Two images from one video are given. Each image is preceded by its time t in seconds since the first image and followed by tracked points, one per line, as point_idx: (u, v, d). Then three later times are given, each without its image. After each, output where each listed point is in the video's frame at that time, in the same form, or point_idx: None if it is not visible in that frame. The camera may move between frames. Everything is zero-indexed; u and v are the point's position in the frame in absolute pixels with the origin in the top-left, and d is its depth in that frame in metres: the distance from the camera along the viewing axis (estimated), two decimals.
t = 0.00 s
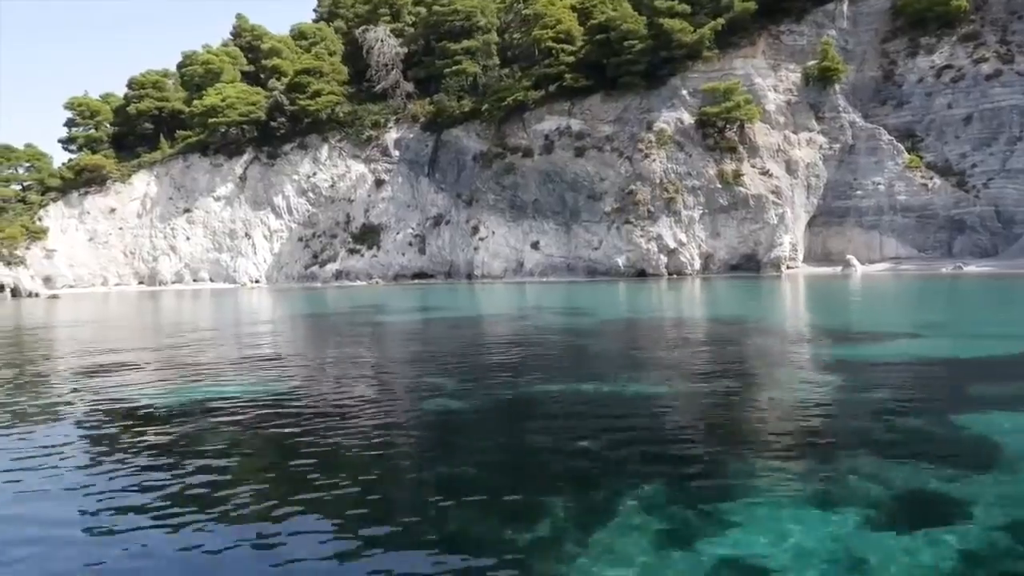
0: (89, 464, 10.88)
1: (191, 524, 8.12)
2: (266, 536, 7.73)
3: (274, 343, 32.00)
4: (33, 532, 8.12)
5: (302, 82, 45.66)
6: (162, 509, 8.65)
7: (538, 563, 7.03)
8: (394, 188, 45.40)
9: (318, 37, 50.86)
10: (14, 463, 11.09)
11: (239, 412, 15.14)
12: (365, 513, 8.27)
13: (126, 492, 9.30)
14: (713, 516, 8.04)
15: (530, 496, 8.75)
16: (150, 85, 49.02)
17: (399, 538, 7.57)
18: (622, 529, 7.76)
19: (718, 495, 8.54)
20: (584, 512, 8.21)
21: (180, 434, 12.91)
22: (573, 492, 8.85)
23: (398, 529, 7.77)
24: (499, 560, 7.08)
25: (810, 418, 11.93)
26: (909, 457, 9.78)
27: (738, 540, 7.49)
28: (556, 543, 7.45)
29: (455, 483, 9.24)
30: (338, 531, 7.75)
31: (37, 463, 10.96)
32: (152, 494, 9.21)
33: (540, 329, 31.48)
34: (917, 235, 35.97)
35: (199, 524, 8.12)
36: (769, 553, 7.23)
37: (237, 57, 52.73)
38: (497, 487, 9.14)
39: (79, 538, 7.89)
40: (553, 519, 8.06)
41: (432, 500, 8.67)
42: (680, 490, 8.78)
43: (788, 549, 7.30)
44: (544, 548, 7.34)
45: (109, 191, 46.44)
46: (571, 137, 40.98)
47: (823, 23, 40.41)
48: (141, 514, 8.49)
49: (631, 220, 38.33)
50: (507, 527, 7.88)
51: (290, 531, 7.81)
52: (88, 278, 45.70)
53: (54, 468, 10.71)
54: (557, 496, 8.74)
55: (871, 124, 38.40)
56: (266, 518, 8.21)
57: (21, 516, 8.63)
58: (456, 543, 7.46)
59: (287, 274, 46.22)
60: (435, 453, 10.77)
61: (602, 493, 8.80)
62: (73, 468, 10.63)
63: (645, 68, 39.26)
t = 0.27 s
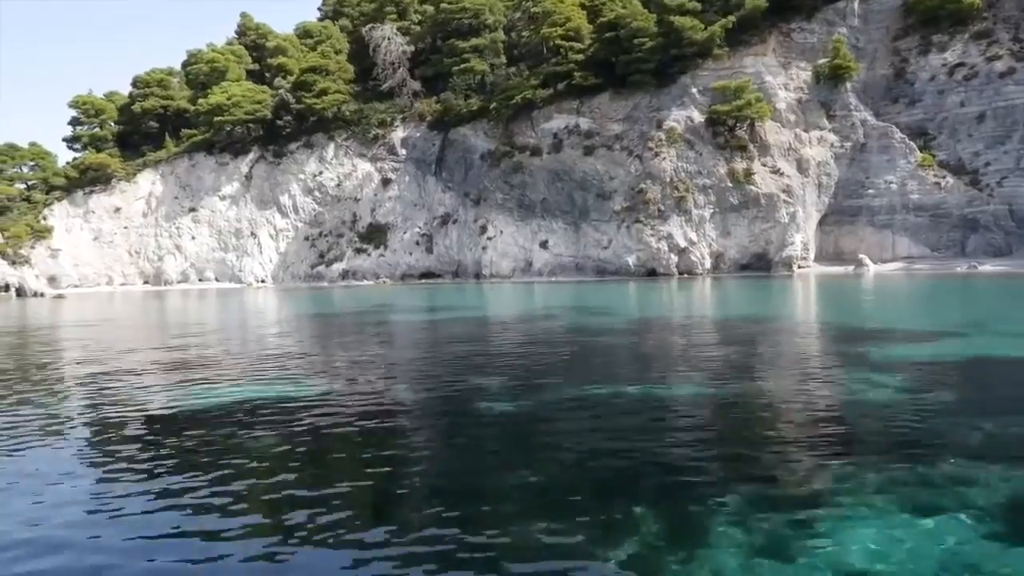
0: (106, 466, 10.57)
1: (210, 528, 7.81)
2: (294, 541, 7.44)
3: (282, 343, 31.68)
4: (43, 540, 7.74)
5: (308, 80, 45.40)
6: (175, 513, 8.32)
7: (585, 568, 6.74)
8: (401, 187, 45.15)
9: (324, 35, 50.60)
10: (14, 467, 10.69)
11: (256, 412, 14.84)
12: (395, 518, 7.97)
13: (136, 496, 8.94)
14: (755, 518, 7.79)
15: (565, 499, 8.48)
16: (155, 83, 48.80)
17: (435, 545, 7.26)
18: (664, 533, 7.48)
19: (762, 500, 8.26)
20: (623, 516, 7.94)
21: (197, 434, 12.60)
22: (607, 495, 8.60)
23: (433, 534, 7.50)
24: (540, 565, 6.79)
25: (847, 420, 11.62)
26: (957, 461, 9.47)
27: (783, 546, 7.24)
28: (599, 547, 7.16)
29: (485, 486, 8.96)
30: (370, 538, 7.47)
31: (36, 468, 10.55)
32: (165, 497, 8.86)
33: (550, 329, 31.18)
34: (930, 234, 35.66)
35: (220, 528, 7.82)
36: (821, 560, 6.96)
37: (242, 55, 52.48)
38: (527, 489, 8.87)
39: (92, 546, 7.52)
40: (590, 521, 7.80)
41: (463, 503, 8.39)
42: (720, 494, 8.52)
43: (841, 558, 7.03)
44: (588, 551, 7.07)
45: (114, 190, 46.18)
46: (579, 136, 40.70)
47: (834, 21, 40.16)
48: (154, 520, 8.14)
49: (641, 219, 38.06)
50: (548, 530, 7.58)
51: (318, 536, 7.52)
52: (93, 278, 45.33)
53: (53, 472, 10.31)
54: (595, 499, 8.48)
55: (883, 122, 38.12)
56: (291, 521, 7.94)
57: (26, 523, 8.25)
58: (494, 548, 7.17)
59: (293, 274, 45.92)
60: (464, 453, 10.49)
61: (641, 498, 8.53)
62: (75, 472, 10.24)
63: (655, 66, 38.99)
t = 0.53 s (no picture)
0: (132, 470, 10.26)
1: (236, 536, 7.49)
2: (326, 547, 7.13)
3: (292, 343, 31.33)
4: (60, 552, 7.38)
5: (315, 78, 45.14)
6: (196, 522, 7.99)
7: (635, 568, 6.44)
8: (409, 186, 44.85)
9: (330, 33, 50.33)
10: (25, 474, 10.31)
11: (277, 412, 14.53)
12: (430, 522, 7.67)
13: (152, 505, 8.59)
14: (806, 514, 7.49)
15: (603, 498, 8.19)
16: (160, 81, 48.51)
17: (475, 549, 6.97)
18: (720, 529, 7.18)
19: (815, 496, 7.97)
20: (667, 514, 7.65)
21: (222, 436, 12.28)
22: (645, 493, 8.30)
23: (471, 536, 7.20)
24: (588, 566, 6.48)
25: (892, 419, 11.32)
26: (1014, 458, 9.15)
27: (839, 536, 6.94)
28: (646, 547, 6.86)
29: (518, 487, 8.67)
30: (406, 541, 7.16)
31: (44, 476, 10.17)
32: (184, 506, 8.53)
33: (563, 328, 30.83)
34: (944, 233, 35.35)
35: (246, 535, 7.50)
36: (888, 552, 6.66)
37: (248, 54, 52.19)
38: (560, 488, 8.58)
39: (118, 555, 7.19)
40: (631, 521, 7.50)
41: (495, 505, 8.09)
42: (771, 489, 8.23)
43: (904, 551, 6.73)
44: (636, 551, 6.77)
45: (120, 189, 45.87)
46: (590, 134, 40.41)
47: (846, 18, 39.90)
48: (176, 529, 7.80)
49: (652, 217, 37.77)
50: (595, 531, 7.29)
51: (351, 540, 7.21)
52: (99, 277, 44.93)
53: (60, 481, 9.92)
54: (640, 497, 8.19)
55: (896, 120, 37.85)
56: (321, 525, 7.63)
57: (38, 534, 7.88)
58: (539, 550, 6.87)
59: (300, 273, 45.60)
60: (502, 454, 10.21)
61: (691, 493, 8.24)
62: (85, 480, 9.87)
63: (666, 64, 38.71)
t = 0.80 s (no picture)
0: (158, 470, 9.95)
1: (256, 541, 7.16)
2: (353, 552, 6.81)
3: (301, 342, 31.00)
4: (75, 554, 7.03)
5: (323, 76, 44.90)
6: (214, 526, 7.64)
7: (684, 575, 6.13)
8: (417, 184, 44.57)
9: (338, 31, 50.05)
10: (44, 474, 9.99)
11: (300, 411, 14.24)
12: (461, 527, 7.37)
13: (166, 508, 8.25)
14: (854, 523, 7.19)
15: (637, 505, 7.89)
16: (167, 79, 48.24)
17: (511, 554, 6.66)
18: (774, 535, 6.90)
19: (869, 503, 7.69)
20: (706, 521, 7.35)
21: (247, 436, 11.99)
22: (678, 501, 8.01)
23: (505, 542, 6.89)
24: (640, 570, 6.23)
25: (938, 422, 11.01)
26: None
27: (891, 549, 6.65)
28: (690, 555, 6.56)
29: (546, 492, 8.37)
30: (438, 548, 6.85)
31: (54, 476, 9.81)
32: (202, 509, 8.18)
33: (576, 327, 30.52)
34: (959, 232, 35.04)
35: (267, 539, 7.17)
36: (952, 562, 6.38)
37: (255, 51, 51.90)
38: (589, 494, 8.28)
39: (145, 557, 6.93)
40: (668, 528, 7.20)
41: (522, 510, 7.79)
42: (822, 495, 7.95)
43: (968, 560, 6.43)
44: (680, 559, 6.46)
45: (126, 187, 45.59)
46: (600, 132, 40.13)
47: (858, 15, 39.64)
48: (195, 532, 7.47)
49: (664, 216, 37.50)
50: (637, 537, 6.98)
51: (384, 544, 6.93)
52: (105, 277, 44.62)
53: (70, 481, 9.56)
54: (682, 503, 7.90)
55: (910, 118, 37.57)
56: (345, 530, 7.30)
57: (50, 536, 7.53)
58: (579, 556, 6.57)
59: (308, 272, 45.31)
60: (540, 455, 9.93)
61: (741, 498, 7.96)
62: (97, 481, 9.51)
63: (678, 61, 38.44)
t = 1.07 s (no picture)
0: (180, 470, 9.68)
1: (258, 545, 6.79)
2: (361, 556, 6.46)
3: (310, 342, 30.74)
4: (86, 557, 6.72)
5: (329, 75, 44.64)
6: (210, 531, 7.26)
7: (713, 571, 5.78)
8: (423, 184, 44.31)
9: (343, 29, 49.80)
10: (66, 473, 9.76)
11: (321, 410, 13.98)
12: (473, 526, 7.01)
13: (164, 511, 7.87)
14: (892, 513, 6.85)
15: (653, 500, 7.54)
16: (172, 78, 47.97)
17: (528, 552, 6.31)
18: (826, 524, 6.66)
19: (920, 494, 7.37)
20: (726, 515, 7.00)
21: (270, 435, 11.73)
22: (694, 494, 7.66)
23: (519, 539, 6.53)
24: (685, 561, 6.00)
25: (980, 422, 10.78)
26: None
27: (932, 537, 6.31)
28: (718, 549, 6.21)
29: (555, 488, 8.01)
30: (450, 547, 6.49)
31: (65, 476, 9.50)
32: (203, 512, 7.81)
33: (588, 327, 30.26)
34: (972, 231, 34.82)
35: (270, 544, 6.81)
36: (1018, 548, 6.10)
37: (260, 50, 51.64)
38: (600, 491, 7.93)
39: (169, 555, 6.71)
40: (687, 523, 6.84)
41: (532, 507, 7.43)
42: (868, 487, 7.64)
43: None
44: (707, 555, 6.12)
45: (131, 186, 45.33)
46: (609, 131, 39.89)
47: (868, 13, 39.42)
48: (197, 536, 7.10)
49: (674, 215, 37.27)
50: (674, 530, 6.69)
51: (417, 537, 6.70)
52: (110, 277, 44.37)
53: (65, 485, 9.16)
54: (710, 496, 7.57)
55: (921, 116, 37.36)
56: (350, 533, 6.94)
57: (42, 544, 7.13)
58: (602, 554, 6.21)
59: (314, 272, 45.06)
60: (574, 453, 9.67)
61: (786, 489, 7.65)
62: (95, 483, 9.13)
63: (688, 60, 38.22)
